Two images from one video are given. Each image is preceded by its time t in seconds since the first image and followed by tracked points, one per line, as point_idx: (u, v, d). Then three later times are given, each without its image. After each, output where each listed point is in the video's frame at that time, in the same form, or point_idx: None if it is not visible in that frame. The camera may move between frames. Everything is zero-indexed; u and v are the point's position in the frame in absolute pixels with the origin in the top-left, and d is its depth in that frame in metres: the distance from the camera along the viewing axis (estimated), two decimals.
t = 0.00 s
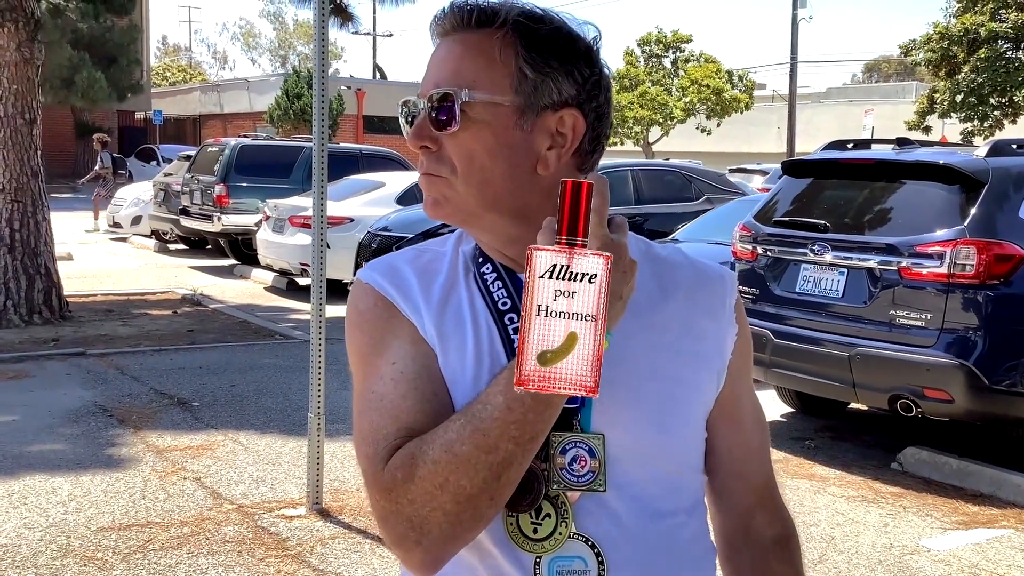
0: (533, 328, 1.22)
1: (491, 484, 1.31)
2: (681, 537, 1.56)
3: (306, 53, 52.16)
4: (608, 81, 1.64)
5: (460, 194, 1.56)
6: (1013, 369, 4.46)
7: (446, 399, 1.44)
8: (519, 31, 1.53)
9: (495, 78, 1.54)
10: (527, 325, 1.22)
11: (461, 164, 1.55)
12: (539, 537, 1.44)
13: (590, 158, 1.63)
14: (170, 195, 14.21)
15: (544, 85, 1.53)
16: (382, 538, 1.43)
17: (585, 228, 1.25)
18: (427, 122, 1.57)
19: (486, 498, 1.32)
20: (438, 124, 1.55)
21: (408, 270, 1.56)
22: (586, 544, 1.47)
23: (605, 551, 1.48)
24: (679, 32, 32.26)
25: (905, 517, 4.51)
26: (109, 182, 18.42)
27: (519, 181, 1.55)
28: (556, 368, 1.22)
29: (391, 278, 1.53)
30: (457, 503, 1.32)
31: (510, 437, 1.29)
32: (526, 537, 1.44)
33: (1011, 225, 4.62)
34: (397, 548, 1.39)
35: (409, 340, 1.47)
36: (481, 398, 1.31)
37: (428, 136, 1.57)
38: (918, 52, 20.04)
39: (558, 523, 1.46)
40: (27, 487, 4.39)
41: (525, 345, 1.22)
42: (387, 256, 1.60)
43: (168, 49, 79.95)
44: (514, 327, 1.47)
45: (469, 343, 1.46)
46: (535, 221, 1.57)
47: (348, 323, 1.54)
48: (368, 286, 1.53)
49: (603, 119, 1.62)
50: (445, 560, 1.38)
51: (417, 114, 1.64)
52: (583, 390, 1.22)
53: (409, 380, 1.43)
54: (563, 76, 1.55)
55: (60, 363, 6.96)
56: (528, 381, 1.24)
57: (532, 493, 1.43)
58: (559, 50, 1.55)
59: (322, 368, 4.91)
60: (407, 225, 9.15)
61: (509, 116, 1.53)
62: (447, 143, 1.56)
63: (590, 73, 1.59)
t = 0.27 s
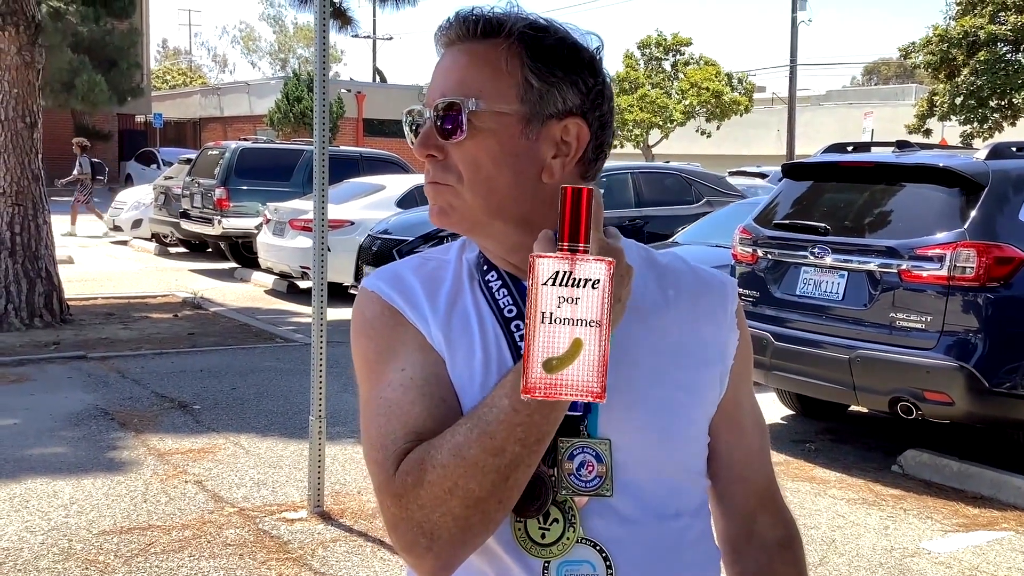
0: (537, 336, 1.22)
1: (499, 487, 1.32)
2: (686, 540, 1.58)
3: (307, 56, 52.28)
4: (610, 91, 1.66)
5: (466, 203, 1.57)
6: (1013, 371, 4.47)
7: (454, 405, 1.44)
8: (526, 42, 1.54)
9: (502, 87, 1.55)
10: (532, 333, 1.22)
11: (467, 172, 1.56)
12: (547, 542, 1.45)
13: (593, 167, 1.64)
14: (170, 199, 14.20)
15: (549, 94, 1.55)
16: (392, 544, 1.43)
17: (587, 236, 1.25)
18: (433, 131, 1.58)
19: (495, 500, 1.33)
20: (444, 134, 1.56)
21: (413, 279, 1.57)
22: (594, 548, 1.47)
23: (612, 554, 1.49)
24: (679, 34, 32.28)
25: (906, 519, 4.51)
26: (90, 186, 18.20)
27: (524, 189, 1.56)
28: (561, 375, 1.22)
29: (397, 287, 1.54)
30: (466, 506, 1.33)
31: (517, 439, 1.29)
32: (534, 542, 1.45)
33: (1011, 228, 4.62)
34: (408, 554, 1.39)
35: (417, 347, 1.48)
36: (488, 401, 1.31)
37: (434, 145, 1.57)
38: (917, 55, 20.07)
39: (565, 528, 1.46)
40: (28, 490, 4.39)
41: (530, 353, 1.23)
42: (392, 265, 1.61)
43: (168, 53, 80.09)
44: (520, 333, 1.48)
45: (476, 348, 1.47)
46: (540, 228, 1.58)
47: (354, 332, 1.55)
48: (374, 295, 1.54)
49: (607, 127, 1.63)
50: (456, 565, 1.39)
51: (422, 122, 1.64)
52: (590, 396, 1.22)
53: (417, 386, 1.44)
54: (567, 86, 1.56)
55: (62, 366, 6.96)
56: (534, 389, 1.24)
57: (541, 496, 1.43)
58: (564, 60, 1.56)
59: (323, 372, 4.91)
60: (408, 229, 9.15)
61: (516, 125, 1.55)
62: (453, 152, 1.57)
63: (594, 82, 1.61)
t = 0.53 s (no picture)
0: (542, 354, 1.21)
1: (500, 499, 1.32)
2: (692, 543, 1.58)
3: (307, 59, 52.36)
4: (612, 96, 1.67)
5: (471, 209, 1.57)
6: (1014, 373, 4.46)
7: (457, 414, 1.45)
8: (529, 49, 1.54)
9: (506, 94, 1.55)
10: (537, 351, 1.22)
11: (471, 178, 1.57)
12: (553, 547, 1.45)
13: (596, 172, 1.65)
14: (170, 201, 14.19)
15: (552, 101, 1.55)
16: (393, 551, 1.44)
17: (588, 252, 1.24)
18: (437, 137, 1.58)
19: (495, 511, 1.33)
20: (449, 141, 1.56)
21: (416, 284, 1.57)
22: (600, 552, 1.48)
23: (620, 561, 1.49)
24: (678, 37, 32.31)
25: (906, 522, 4.51)
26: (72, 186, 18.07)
27: (528, 195, 1.57)
28: (567, 393, 1.22)
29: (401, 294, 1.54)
30: (466, 517, 1.34)
31: (518, 451, 1.30)
32: (540, 547, 1.45)
33: (1011, 231, 4.61)
34: (408, 562, 1.40)
35: (421, 356, 1.48)
36: (490, 411, 1.32)
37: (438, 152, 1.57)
38: (917, 57, 20.10)
39: (571, 533, 1.46)
40: (29, 493, 4.39)
41: (535, 371, 1.22)
42: (395, 273, 1.61)
43: (168, 56, 80.29)
44: (524, 339, 1.49)
45: (480, 355, 1.47)
46: (544, 234, 1.58)
47: (357, 339, 1.56)
48: (377, 302, 1.54)
49: (609, 132, 1.64)
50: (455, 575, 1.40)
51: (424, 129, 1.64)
52: (596, 412, 1.22)
53: (421, 395, 1.44)
54: (571, 91, 1.57)
55: (61, 369, 6.96)
56: (541, 407, 1.24)
57: (549, 502, 1.43)
58: (567, 66, 1.57)
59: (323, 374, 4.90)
60: (409, 231, 9.15)
61: (519, 131, 1.55)
62: (458, 158, 1.57)
63: (596, 87, 1.62)
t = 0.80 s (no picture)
0: (532, 389, 1.21)
1: (458, 535, 1.35)
2: (702, 545, 1.63)
3: (308, 61, 52.46)
4: (629, 96, 1.71)
5: (495, 207, 1.57)
6: (1015, 374, 4.44)
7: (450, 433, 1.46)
8: (558, 44, 1.57)
9: (535, 88, 1.57)
10: (527, 386, 1.22)
11: (496, 175, 1.57)
12: (567, 553, 1.50)
13: (613, 173, 1.69)
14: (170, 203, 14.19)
15: (580, 99, 1.58)
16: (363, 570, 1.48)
17: (575, 284, 1.24)
18: (462, 133, 1.58)
19: (453, 547, 1.36)
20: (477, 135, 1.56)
21: (423, 294, 1.59)
22: (615, 556, 1.53)
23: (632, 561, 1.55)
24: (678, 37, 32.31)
25: (908, 522, 4.51)
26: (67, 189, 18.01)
27: (554, 194, 1.59)
28: (559, 426, 1.21)
29: (404, 305, 1.55)
30: (425, 552, 1.36)
31: (474, 490, 1.32)
32: (553, 553, 1.49)
33: (1012, 231, 4.61)
34: None
35: (418, 378, 1.49)
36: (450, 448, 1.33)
37: (464, 147, 1.57)
38: (917, 58, 20.12)
39: (586, 539, 1.51)
40: (31, 495, 4.40)
41: (527, 407, 1.22)
42: (400, 281, 1.62)
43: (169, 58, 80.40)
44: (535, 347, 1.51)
45: (486, 365, 1.49)
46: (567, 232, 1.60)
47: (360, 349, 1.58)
48: (381, 314, 1.55)
49: (627, 133, 1.69)
50: None
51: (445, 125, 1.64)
52: (589, 445, 1.21)
53: (408, 416, 1.45)
54: (597, 90, 1.61)
55: (63, 371, 6.97)
56: (532, 442, 1.22)
57: (565, 506, 1.47)
58: (593, 65, 1.60)
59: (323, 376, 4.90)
60: (410, 233, 9.17)
61: (548, 128, 1.57)
62: (483, 154, 1.57)
63: (619, 88, 1.66)
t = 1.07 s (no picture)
0: (459, 372, 1.39)
1: (374, 519, 1.53)
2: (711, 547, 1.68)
3: (308, 62, 52.51)
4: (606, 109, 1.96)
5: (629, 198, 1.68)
6: (1014, 375, 4.44)
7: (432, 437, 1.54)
8: (633, 63, 1.79)
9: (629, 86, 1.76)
10: (454, 370, 1.39)
11: (627, 167, 1.68)
12: (589, 562, 1.57)
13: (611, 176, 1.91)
14: (171, 205, 14.18)
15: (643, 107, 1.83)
16: None
17: (494, 268, 1.41)
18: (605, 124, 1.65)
19: (376, 534, 1.53)
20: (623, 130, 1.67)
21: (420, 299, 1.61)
22: (631, 563, 1.59)
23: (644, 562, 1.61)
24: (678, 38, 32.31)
25: (908, 522, 4.51)
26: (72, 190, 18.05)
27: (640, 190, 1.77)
28: (485, 408, 1.41)
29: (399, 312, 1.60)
30: (351, 538, 1.55)
31: (376, 471, 1.52)
32: (577, 563, 1.56)
33: (1012, 232, 4.61)
34: None
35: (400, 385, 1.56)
36: (361, 435, 1.56)
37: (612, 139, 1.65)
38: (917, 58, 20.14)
39: (609, 547, 1.57)
40: (32, 496, 4.40)
41: (453, 391, 1.40)
42: (401, 286, 1.66)
43: (169, 59, 80.47)
44: (543, 355, 1.63)
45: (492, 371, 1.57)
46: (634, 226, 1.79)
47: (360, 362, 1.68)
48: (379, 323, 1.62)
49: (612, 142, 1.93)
50: None
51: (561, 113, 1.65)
52: (514, 425, 1.42)
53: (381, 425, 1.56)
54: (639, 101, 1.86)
55: (64, 372, 6.98)
56: (460, 425, 1.41)
57: (582, 512, 1.57)
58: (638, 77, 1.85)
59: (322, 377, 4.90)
60: (408, 234, 9.18)
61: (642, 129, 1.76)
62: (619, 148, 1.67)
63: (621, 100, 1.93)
